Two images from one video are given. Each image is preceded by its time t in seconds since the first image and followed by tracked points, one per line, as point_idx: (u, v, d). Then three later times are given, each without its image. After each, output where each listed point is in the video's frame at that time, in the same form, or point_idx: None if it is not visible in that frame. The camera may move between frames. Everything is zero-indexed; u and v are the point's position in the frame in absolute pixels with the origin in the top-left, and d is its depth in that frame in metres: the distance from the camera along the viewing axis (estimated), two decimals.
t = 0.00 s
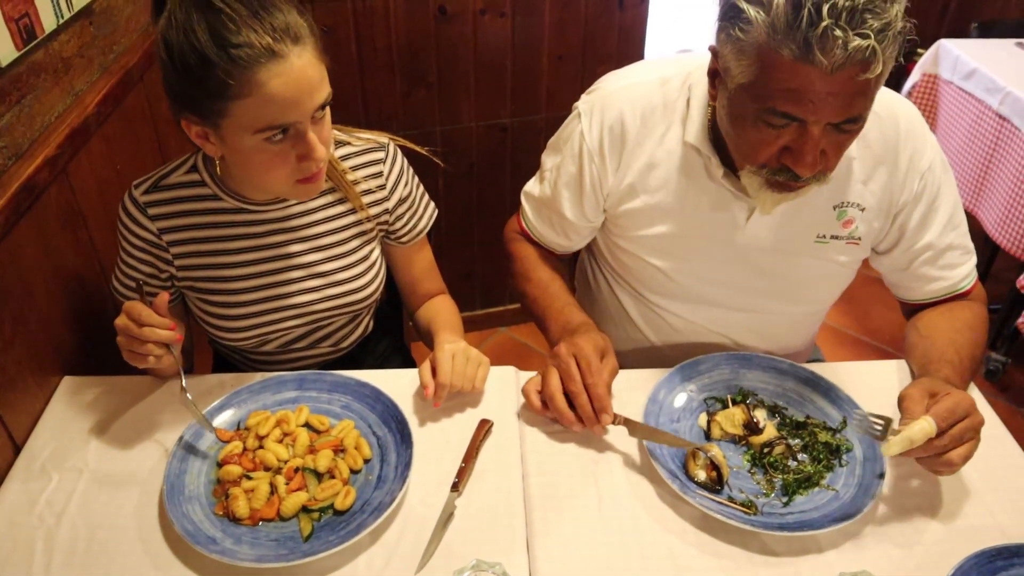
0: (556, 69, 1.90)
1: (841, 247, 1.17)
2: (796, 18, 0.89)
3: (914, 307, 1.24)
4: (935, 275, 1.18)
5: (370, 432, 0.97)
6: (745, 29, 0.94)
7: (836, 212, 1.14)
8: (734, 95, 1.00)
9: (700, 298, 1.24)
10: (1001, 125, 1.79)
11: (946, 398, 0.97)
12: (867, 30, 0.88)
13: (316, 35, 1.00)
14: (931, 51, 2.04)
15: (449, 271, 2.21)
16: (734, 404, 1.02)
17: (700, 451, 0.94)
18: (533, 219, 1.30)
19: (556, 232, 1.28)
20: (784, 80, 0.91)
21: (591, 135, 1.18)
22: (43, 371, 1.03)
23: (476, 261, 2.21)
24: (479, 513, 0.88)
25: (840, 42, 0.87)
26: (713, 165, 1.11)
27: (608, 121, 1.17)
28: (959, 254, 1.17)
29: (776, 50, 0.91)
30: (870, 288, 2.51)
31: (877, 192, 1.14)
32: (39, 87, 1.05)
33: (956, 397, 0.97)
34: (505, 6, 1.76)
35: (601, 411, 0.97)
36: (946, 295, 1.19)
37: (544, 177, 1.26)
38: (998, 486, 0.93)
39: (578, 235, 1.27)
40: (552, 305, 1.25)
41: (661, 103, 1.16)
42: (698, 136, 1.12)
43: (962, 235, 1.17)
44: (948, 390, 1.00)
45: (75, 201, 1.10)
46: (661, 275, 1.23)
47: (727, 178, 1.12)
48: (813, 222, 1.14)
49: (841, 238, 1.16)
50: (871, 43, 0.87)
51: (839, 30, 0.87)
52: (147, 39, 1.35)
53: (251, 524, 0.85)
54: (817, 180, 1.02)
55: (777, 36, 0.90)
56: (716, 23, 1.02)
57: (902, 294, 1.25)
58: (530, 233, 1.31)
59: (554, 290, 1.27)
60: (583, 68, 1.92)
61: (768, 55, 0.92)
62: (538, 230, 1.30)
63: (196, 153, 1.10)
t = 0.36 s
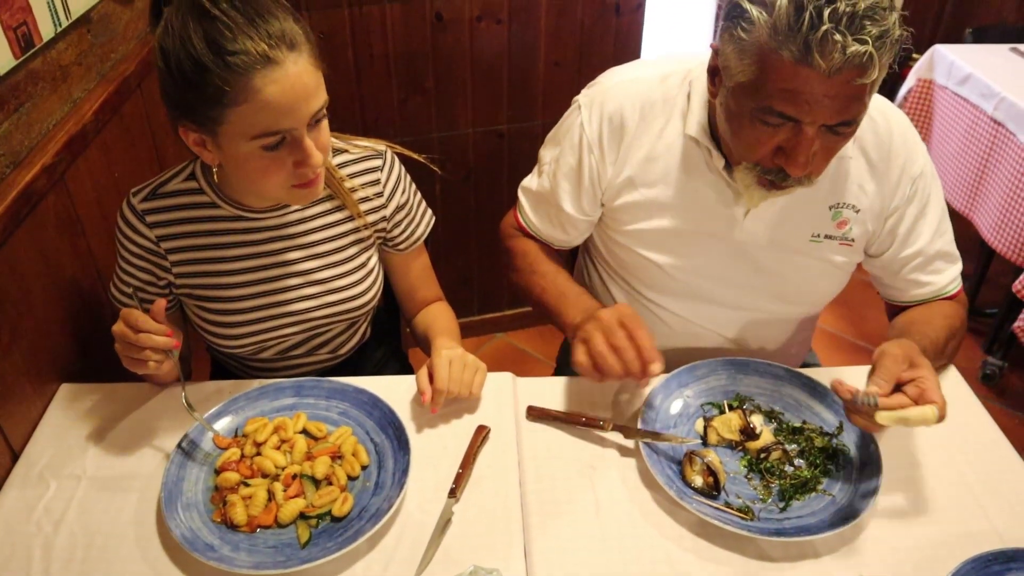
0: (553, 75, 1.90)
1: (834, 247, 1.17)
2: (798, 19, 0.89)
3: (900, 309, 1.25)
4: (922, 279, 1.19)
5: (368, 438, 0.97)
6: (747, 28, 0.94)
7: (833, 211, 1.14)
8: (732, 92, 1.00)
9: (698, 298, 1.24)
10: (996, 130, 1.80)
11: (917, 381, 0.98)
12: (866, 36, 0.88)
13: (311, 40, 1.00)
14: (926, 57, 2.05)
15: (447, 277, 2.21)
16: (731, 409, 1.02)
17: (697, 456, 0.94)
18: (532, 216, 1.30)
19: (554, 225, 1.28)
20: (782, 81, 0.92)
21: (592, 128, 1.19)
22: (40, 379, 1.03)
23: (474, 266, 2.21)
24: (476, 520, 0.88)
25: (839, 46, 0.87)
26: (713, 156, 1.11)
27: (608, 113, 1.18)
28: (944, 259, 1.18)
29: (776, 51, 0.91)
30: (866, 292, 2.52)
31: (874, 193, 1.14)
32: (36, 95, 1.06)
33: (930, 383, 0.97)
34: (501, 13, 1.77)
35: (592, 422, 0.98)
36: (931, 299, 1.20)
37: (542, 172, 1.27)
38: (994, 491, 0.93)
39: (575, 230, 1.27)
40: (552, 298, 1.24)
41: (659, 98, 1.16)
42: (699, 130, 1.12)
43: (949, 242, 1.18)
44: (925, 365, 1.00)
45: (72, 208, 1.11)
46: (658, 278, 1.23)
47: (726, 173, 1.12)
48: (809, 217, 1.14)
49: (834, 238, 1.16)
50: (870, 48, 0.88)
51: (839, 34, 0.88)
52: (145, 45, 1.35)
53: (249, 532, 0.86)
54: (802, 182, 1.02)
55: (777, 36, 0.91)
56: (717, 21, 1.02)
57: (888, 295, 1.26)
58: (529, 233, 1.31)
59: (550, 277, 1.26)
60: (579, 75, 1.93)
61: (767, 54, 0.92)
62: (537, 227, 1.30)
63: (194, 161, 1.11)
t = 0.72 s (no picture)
0: (550, 80, 1.91)
1: (837, 247, 1.18)
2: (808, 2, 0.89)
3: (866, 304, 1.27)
4: (891, 280, 1.21)
5: (365, 444, 0.96)
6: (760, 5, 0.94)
7: (834, 209, 1.15)
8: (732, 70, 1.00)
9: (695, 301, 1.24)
10: (991, 135, 1.81)
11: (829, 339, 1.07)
12: (870, 36, 0.89)
13: (304, 35, 1.01)
14: (920, 62, 2.06)
15: (444, 282, 2.21)
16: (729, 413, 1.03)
17: (695, 461, 0.94)
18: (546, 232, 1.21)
19: (579, 243, 1.21)
20: (784, 63, 0.92)
21: (602, 129, 1.17)
22: (36, 385, 1.03)
23: (471, 271, 2.21)
24: (475, 525, 0.88)
25: (842, 37, 0.88)
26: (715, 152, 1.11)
27: (617, 111, 1.17)
28: (918, 265, 1.19)
29: (784, 33, 0.91)
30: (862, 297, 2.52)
31: (873, 190, 1.15)
32: (31, 101, 1.05)
33: (841, 346, 1.06)
34: (498, 18, 1.77)
35: (590, 427, 0.99)
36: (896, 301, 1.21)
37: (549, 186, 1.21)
38: (991, 494, 0.94)
39: (602, 233, 1.20)
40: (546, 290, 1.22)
41: (664, 94, 1.17)
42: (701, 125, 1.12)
43: (922, 249, 1.19)
44: (846, 334, 1.09)
45: (68, 214, 1.10)
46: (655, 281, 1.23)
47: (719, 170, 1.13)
48: (811, 214, 1.15)
49: (837, 236, 1.17)
50: (870, 48, 0.88)
51: (844, 25, 0.88)
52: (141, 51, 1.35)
53: (247, 538, 0.85)
54: (783, 176, 1.04)
55: (787, 16, 0.90)
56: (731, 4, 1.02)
57: (857, 290, 1.27)
58: (556, 262, 1.22)
59: (569, 279, 1.22)
60: (575, 80, 1.93)
61: (774, 36, 0.92)
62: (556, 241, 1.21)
63: (193, 166, 1.11)
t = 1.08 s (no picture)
0: (546, 82, 1.91)
1: (837, 247, 1.18)
2: (825, 14, 0.89)
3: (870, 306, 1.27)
4: (894, 280, 1.20)
5: (363, 445, 0.96)
6: (770, 20, 0.93)
7: (833, 211, 1.16)
8: (743, 83, 1.00)
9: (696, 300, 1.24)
10: (986, 137, 1.81)
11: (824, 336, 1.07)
12: (888, 40, 0.89)
13: (313, 30, 1.00)
14: (916, 64, 2.06)
15: (440, 283, 2.21)
16: (726, 414, 1.02)
17: (692, 461, 0.94)
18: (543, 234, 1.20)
19: (577, 244, 1.20)
20: (801, 77, 0.92)
21: (603, 132, 1.17)
22: (32, 387, 1.02)
23: (468, 273, 2.21)
24: (473, 526, 0.87)
25: (863, 46, 0.87)
26: (718, 159, 1.11)
27: (619, 113, 1.17)
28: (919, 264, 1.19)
29: (799, 47, 0.91)
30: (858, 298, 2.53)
31: (870, 190, 1.16)
32: (27, 102, 1.05)
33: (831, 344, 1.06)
34: (494, 19, 1.77)
35: (588, 427, 0.99)
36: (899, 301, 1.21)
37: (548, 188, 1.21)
38: (987, 494, 0.94)
39: (598, 235, 1.20)
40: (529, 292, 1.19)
41: (664, 99, 1.17)
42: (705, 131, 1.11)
43: (925, 247, 1.18)
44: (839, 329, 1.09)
45: (64, 214, 1.10)
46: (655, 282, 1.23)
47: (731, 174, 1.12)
48: (812, 216, 1.15)
49: (836, 238, 1.18)
50: (889, 53, 0.88)
51: (863, 34, 0.88)
52: (137, 52, 1.35)
53: (244, 539, 0.85)
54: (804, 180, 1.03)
55: (801, 32, 0.90)
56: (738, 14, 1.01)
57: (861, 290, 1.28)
58: (546, 259, 1.20)
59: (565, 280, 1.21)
60: (572, 82, 1.93)
61: (789, 49, 0.92)
62: (553, 243, 1.20)
63: (202, 162, 1.10)
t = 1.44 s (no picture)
0: (544, 80, 1.91)
1: (837, 244, 1.19)
2: (826, 31, 0.89)
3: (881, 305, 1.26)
4: (902, 272, 1.21)
5: (360, 443, 0.96)
6: (772, 35, 0.94)
7: (829, 208, 1.16)
8: (745, 96, 1.00)
9: (696, 300, 1.23)
10: (983, 135, 1.82)
11: (965, 413, 0.97)
12: (890, 54, 0.89)
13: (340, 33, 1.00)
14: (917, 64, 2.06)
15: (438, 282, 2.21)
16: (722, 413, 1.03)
17: (688, 459, 0.94)
18: (541, 242, 1.17)
19: (577, 250, 1.17)
20: (803, 93, 0.92)
21: (606, 139, 1.17)
22: (29, 385, 1.02)
23: (465, 271, 2.21)
24: (469, 524, 0.88)
25: (866, 63, 0.88)
26: (718, 169, 1.11)
27: (618, 117, 1.17)
28: (923, 254, 1.20)
29: (802, 63, 0.91)
30: (855, 296, 2.53)
31: (868, 187, 1.17)
32: (23, 100, 1.04)
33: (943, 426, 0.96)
34: (492, 18, 1.77)
35: (585, 425, 0.99)
36: (910, 296, 1.21)
37: (548, 197, 1.18)
38: (982, 491, 0.94)
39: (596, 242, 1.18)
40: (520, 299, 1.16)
41: (664, 104, 1.17)
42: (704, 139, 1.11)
43: (928, 235, 1.20)
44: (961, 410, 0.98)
45: (60, 213, 1.10)
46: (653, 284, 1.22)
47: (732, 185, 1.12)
48: (811, 218, 1.15)
49: (835, 235, 1.18)
50: (893, 67, 0.89)
51: (867, 51, 0.88)
52: (134, 48, 1.35)
53: (241, 537, 0.85)
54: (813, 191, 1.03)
55: (803, 48, 0.90)
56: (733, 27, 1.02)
57: (868, 289, 1.28)
58: (544, 268, 1.18)
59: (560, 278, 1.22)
60: (569, 81, 1.93)
61: (791, 65, 0.92)
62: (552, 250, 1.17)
63: (217, 160, 1.12)
